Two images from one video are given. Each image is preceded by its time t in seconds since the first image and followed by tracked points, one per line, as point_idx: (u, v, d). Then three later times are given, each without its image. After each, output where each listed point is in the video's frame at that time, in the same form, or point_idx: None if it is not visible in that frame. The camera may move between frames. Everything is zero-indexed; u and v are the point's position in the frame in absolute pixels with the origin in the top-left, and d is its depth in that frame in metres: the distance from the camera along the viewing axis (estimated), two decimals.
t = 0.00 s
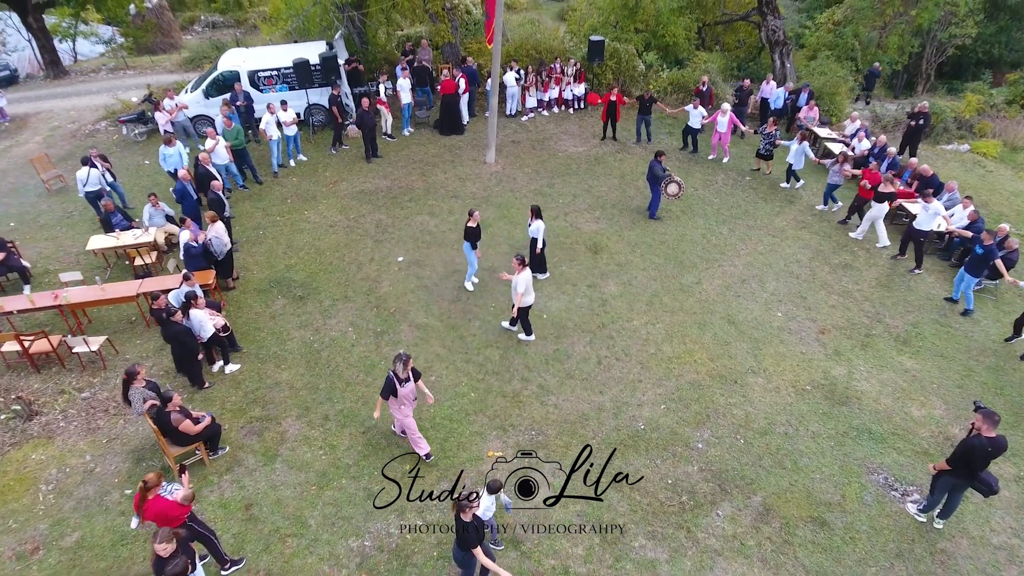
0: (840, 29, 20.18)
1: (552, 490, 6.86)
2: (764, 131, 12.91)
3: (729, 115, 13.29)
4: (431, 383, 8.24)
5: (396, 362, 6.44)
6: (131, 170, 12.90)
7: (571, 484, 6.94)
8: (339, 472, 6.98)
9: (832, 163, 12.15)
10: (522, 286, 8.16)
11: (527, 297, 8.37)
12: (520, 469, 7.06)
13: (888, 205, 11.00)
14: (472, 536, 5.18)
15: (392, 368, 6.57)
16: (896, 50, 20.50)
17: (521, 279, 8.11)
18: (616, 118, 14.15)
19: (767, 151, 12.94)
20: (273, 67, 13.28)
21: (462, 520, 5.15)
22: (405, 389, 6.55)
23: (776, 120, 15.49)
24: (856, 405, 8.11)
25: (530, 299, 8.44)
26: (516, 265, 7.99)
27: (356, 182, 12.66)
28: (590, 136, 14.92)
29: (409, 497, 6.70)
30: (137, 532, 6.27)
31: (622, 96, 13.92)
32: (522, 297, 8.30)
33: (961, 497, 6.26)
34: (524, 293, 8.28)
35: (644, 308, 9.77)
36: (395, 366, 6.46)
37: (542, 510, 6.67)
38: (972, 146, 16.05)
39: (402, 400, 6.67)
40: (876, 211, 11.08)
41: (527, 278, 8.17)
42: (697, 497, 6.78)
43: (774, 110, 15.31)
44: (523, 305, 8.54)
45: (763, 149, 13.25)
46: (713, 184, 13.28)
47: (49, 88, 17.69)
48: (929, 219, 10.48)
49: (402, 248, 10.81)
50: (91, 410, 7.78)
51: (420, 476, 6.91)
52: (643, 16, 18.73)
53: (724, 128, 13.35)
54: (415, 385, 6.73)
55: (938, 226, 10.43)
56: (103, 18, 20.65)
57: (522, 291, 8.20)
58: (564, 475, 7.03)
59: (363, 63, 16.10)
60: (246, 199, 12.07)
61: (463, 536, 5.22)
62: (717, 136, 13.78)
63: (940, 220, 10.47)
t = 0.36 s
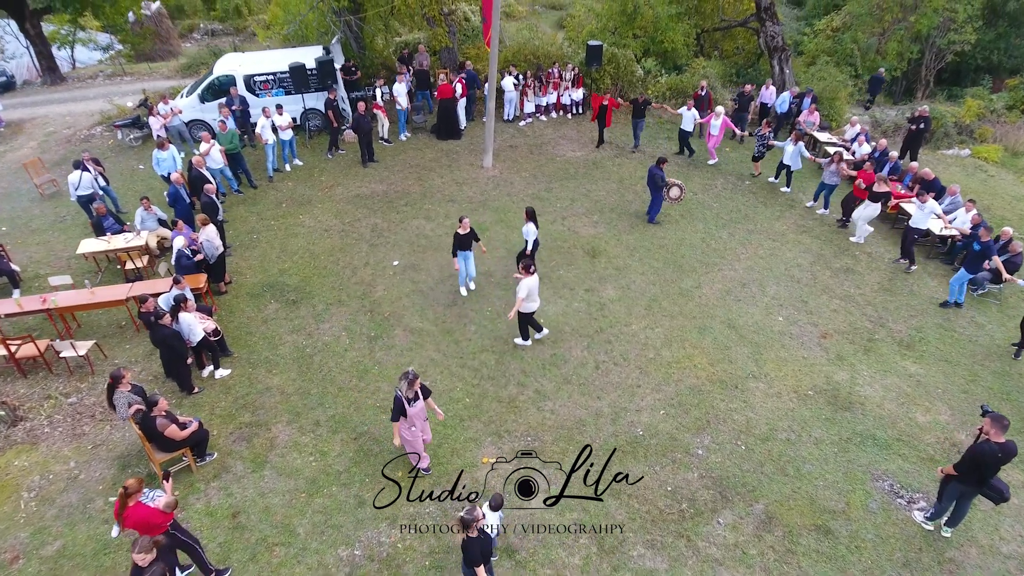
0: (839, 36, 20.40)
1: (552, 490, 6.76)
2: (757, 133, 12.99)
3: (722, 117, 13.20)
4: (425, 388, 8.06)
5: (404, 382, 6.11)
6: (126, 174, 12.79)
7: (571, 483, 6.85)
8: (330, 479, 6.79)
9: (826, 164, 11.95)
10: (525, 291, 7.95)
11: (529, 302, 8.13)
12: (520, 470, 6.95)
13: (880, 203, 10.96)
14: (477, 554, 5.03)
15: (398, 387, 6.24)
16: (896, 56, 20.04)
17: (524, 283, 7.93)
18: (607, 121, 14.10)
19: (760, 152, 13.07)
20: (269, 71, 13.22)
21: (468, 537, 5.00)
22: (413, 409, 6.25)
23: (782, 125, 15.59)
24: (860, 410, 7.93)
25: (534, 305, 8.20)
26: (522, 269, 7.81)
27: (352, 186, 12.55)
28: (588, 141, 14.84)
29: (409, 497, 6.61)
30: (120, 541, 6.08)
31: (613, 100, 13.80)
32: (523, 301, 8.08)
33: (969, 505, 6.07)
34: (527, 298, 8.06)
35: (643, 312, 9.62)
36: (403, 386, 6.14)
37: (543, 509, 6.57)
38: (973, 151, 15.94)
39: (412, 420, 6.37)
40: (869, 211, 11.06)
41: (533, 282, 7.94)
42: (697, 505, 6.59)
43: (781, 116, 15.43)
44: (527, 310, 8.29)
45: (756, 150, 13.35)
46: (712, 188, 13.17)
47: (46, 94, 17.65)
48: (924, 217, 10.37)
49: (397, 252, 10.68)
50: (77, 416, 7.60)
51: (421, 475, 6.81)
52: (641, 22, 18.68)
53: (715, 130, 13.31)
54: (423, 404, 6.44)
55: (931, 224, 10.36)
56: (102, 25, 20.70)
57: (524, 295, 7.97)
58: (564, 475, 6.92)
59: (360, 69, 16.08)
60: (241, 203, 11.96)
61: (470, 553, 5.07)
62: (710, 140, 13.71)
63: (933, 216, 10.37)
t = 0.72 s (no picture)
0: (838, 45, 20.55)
1: (552, 490, 6.65)
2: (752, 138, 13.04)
3: (716, 122, 13.16)
4: (419, 395, 7.86)
5: (420, 408, 5.83)
6: (120, 181, 12.68)
7: (571, 483, 6.75)
8: (320, 488, 6.58)
9: (821, 166, 11.94)
10: (536, 296, 7.72)
11: (538, 306, 7.89)
12: (519, 469, 6.85)
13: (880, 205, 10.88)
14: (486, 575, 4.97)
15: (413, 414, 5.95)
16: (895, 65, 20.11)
17: (536, 287, 7.71)
18: (599, 130, 13.88)
19: (755, 158, 13.04)
20: (266, 78, 13.19)
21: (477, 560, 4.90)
22: (431, 435, 5.93)
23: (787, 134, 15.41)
24: (866, 417, 7.73)
25: (544, 311, 7.97)
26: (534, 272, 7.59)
27: (348, 193, 12.43)
28: (587, 148, 14.75)
29: (409, 497, 6.49)
30: (101, 552, 5.86)
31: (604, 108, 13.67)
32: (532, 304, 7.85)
33: (981, 515, 5.87)
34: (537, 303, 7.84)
35: (642, 319, 9.45)
36: (419, 413, 5.85)
37: (542, 509, 6.46)
38: (975, 158, 15.84)
39: (430, 447, 6.04)
40: (870, 213, 10.94)
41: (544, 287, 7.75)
42: (699, 515, 6.37)
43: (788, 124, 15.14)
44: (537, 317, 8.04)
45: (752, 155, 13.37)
46: (712, 195, 13.05)
47: (43, 102, 17.61)
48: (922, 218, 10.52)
49: (393, 257, 10.53)
50: (62, 424, 7.40)
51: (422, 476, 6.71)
52: (641, 31, 18.61)
53: (710, 136, 13.22)
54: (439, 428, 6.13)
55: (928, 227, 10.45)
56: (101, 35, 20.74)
57: (534, 299, 7.74)
58: (563, 475, 6.82)
59: (358, 76, 16.07)
60: (236, 209, 11.84)
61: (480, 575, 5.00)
62: (706, 146, 13.63)
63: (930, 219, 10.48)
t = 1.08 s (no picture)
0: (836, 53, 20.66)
1: (551, 490, 6.52)
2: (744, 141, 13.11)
3: (708, 127, 13.12)
4: (415, 397, 7.71)
5: (450, 431, 5.56)
6: (116, 186, 12.62)
7: (571, 482, 6.62)
8: (311, 490, 6.42)
9: (815, 167, 12.01)
10: (551, 296, 7.70)
11: (552, 309, 7.83)
12: (519, 469, 6.73)
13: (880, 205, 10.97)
14: None
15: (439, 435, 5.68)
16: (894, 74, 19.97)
17: (548, 288, 7.67)
18: (593, 137, 13.84)
19: (748, 161, 13.12)
20: (263, 83, 13.19)
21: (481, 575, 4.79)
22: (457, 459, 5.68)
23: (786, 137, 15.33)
24: (870, 419, 7.58)
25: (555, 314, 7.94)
26: (544, 273, 7.54)
27: (345, 197, 12.36)
28: (586, 153, 14.71)
29: (409, 497, 6.36)
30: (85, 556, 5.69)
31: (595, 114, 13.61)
32: (545, 307, 7.79)
33: (991, 516, 5.72)
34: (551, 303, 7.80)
35: (642, 321, 9.32)
36: (448, 435, 5.59)
37: (541, 510, 6.32)
38: (975, 163, 15.79)
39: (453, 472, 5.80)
40: (871, 215, 11.03)
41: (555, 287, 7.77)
42: (701, 517, 6.20)
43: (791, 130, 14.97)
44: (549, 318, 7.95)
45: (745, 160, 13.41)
46: (712, 199, 12.98)
47: (41, 110, 17.63)
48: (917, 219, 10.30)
49: (390, 260, 10.43)
50: (50, 426, 7.25)
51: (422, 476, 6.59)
52: (639, 39, 18.61)
53: (702, 140, 13.22)
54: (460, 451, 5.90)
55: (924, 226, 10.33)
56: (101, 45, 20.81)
57: (548, 301, 7.70)
58: (563, 474, 6.69)
59: (356, 83, 16.10)
60: (231, 213, 11.77)
61: None
62: (696, 151, 13.63)
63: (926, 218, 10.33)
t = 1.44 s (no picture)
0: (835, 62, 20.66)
1: (552, 489, 6.42)
2: (737, 144, 13.14)
3: (702, 130, 13.13)
4: (412, 399, 7.59)
5: (476, 454, 5.37)
6: (114, 191, 12.58)
7: (571, 483, 6.52)
8: (306, 493, 6.28)
9: (813, 168, 12.02)
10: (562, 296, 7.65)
11: (567, 310, 7.76)
12: (518, 470, 6.65)
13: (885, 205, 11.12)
14: None
15: (459, 455, 5.46)
16: (893, 81, 20.08)
17: (562, 289, 7.58)
18: (587, 140, 13.80)
19: (741, 164, 13.14)
20: (262, 89, 13.20)
21: None
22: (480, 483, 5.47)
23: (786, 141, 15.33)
24: (875, 421, 7.45)
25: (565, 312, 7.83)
26: (557, 274, 7.47)
27: (344, 202, 12.31)
28: (586, 159, 14.69)
29: (409, 497, 6.28)
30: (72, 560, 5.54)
31: (590, 118, 13.61)
32: (562, 310, 7.68)
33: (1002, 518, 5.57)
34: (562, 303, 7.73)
35: (643, 324, 9.22)
36: (472, 458, 5.38)
37: (541, 509, 6.21)
38: (976, 169, 15.76)
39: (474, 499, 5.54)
40: (878, 215, 11.15)
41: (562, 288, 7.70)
42: (704, 520, 6.06)
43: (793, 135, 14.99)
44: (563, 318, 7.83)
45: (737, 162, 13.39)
46: (712, 204, 12.93)
47: (41, 118, 17.66)
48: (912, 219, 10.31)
49: (389, 264, 10.35)
50: (41, 429, 7.11)
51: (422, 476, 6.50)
52: (638, 47, 18.57)
53: (696, 143, 13.19)
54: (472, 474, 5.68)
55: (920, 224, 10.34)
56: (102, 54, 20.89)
57: (565, 303, 7.63)
58: (563, 474, 6.59)
59: (356, 90, 16.11)
60: (229, 218, 11.71)
61: None
62: (690, 153, 13.61)
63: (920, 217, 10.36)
